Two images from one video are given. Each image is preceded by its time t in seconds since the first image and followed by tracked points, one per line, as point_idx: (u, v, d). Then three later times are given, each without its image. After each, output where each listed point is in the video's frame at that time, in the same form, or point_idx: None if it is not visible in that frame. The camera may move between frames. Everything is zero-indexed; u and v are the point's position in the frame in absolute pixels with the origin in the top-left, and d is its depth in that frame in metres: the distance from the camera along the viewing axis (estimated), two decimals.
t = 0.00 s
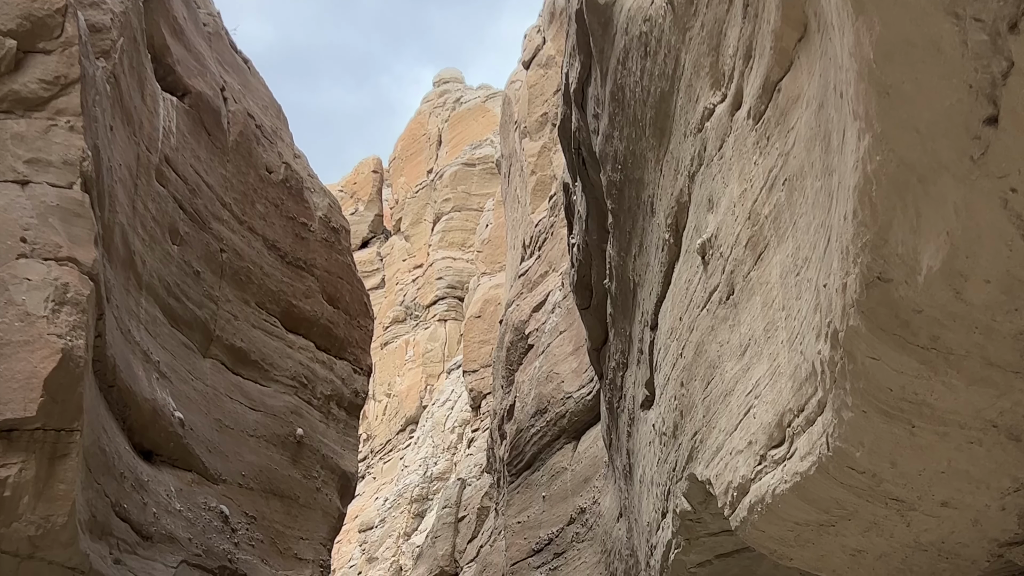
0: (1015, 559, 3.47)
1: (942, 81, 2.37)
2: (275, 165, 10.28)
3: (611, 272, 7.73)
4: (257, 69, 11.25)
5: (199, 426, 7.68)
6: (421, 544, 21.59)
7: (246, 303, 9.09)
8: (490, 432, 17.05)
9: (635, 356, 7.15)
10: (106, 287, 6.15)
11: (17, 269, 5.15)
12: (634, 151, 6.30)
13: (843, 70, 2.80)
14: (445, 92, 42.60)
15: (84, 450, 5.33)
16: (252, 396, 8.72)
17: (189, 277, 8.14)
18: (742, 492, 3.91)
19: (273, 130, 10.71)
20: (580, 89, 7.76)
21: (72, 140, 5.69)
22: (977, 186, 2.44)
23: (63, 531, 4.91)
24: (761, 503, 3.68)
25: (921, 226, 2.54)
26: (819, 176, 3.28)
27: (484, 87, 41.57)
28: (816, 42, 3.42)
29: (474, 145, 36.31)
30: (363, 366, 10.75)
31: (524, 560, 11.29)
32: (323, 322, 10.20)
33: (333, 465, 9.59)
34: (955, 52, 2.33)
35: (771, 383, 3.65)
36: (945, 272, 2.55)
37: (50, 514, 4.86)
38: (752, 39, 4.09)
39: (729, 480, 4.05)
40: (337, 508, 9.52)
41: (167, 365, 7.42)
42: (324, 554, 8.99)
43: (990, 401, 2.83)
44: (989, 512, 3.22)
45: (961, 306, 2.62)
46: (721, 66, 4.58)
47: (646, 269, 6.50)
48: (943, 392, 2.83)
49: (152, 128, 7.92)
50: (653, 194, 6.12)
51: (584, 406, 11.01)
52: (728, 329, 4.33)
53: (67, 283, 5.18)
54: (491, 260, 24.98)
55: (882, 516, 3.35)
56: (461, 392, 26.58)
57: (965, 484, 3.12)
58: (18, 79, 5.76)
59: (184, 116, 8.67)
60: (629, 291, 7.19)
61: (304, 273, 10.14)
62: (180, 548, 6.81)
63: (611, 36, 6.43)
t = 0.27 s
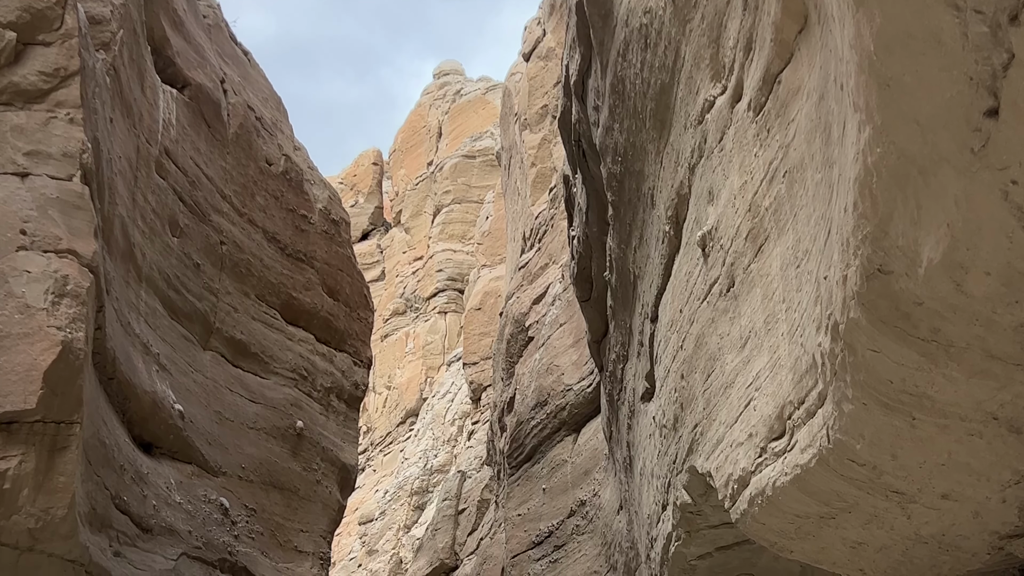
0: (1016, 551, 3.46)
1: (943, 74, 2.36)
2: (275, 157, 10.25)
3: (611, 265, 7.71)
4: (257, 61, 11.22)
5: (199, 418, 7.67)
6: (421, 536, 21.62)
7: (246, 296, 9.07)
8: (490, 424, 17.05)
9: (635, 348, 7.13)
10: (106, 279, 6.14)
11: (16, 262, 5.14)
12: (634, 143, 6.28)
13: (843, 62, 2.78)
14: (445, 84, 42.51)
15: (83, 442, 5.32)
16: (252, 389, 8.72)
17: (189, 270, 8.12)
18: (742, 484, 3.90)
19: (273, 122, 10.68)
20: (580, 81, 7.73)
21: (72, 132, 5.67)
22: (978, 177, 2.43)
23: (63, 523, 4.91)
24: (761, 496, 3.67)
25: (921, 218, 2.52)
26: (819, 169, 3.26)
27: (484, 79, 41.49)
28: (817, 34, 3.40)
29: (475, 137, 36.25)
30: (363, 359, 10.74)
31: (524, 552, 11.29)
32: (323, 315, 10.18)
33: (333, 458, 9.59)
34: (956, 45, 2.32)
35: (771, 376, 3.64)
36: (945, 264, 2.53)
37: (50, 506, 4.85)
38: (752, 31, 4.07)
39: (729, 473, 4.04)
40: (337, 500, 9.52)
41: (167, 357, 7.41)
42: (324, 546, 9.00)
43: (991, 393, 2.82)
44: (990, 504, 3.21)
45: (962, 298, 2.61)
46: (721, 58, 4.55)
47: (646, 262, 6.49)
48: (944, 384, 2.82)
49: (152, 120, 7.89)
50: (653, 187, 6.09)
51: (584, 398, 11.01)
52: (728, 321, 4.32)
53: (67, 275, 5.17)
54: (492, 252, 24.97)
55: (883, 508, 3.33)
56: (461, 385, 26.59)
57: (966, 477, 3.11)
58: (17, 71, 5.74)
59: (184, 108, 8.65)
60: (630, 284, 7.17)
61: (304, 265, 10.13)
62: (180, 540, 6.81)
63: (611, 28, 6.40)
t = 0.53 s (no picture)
0: (1017, 544, 3.45)
1: (943, 66, 2.34)
2: (274, 149, 10.22)
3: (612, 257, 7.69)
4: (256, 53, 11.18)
5: (198, 411, 7.67)
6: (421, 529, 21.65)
7: (246, 288, 9.06)
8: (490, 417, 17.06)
9: (635, 341, 7.12)
10: (106, 271, 6.13)
11: (16, 254, 5.12)
12: (635, 135, 6.25)
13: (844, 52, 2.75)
14: (445, 77, 42.43)
15: (83, 435, 5.32)
16: (252, 381, 8.71)
17: (189, 262, 8.10)
18: (742, 477, 3.89)
19: (273, 114, 10.65)
20: (581, 73, 7.70)
21: (72, 125, 5.65)
22: (979, 169, 2.42)
23: (63, 516, 4.90)
24: (761, 488, 3.66)
25: (922, 210, 2.50)
26: (819, 161, 3.24)
27: (484, 71, 41.40)
28: (817, 25, 3.37)
29: (475, 129, 36.19)
30: (363, 351, 10.73)
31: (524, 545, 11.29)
32: (323, 307, 10.17)
33: (333, 450, 9.59)
34: (957, 36, 2.30)
35: (771, 368, 3.63)
36: (946, 256, 2.52)
37: (49, 498, 4.84)
38: (753, 23, 4.04)
39: (730, 466, 4.04)
40: (337, 492, 9.53)
41: (167, 350, 7.40)
42: (324, 539, 9.01)
43: (992, 386, 2.80)
44: (991, 497, 3.20)
45: (963, 291, 2.59)
46: (722, 49, 4.52)
47: (647, 254, 6.47)
48: (945, 376, 2.80)
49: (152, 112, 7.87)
50: (654, 179, 6.07)
51: (584, 391, 11.01)
52: (729, 314, 4.30)
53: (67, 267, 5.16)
54: (492, 244, 24.96)
55: (884, 501, 3.31)
56: (461, 377, 26.60)
57: (967, 470, 3.09)
58: (17, 64, 5.71)
59: (184, 100, 8.62)
60: (630, 276, 7.15)
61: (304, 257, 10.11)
62: (180, 533, 6.81)
63: (611, 20, 6.37)
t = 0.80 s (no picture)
0: (1017, 536, 3.43)
1: (944, 58, 2.32)
2: (274, 141, 10.19)
3: (612, 249, 7.67)
4: (256, 44, 11.13)
5: (198, 403, 7.66)
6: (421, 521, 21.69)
7: (246, 280, 9.04)
8: (490, 409, 17.07)
9: (636, 334, 7.11)
10: (105, 264, 6.12)
11: (16, 246, 5.11)
12: (635, 127, 6.22)
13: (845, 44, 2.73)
14: (445, 68, 42.34)
15: (83, 427, 5.31)
16: (252, 373, 8.71)
17: (189, 254, 8.09)
18: (743, 469, 3.89)
19: (272, 106, 10.61)
20: (580, 65, 7.66)
21: (72, 117, 5.63)
22: (980, 161, 2.40)
23: (63, 508, 4.90)
24: (762, 480, 3.65)
25: (922, 202, 2.49)
26: (819, 153, 3.22)
27: (484, 63, 41.29)
28: (817, 17, 3.34)
29: (475, 121, 36.12)
30: (363, 343, 10.72)
31: (524, 537, 11.31)
32: (323, 299, 10.16)
33: (333, 442, 9.59)
34: (957, 28, 2.28)
35: (772, 360, 3.62)
36: (946, 248, 2.51)
37: (49, 491, 4.84)
38: (753, 14, 4.01)
39: (730, 458, 4.03)
40: (337, 485, 9.53)
41: (167, 342, 7.39)
42: (324, 531, 9.02)
43: (992, 377, 2.79)
44: (991, 489, 3.18)
45: (963, 282, 2.58)
46: (722, 41, 4.49)
47: (647, 246, 6.45)
48: (946, 369, 2.79)
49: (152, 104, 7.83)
50: (654, 171, 6.05)
51: (584, 383, 11.01)
52: (729, 306, 4.29)
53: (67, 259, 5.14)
54: (492, 236, 24.93)
55: (885, 493, 3.30)
56: (462, 369, 26.61)
57: (967, 462, 3.08)
58: (16, 55, 5.68)
59: (183, 92, 8.59)
60: (630, 268, 7.14)
61: (303, 249, 10.09)
62: (180, 525, 6.81)
63: (611, 11, 6.34)
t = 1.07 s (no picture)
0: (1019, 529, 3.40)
1: (945, 50, 2.30)
2: (274, 133, 10.16)
3: (612, 241, 7.66)
4: (256, 36, 11.09)
5: (198, 395, 7.66)
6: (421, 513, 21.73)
7: (246, 272, 9.02)
8: (490, 401, 17.08)
9: (636, 326, 7.10)
10: (105, 256, 6.11)
11: (16, 238, 5.09)
12: (635, 119, 6.20)
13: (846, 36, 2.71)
14: (445, 60, 42.24)
15: (82, 420, 5.30)
16: (252, 365, 8.70)
17: (189, 246, 8.07)
18: (743, 461, 3.88)
19: (273, 98, 10.58)
20: (581, 57, 7.63)
21: (72, 108, 5.61)
22: (980, 153, 2.38)
23: (63, 500, 4.89)
24: (762, 472, 3.64)
25: (923, 195, 2.47)
26: (820, 145, 3.20)
27: (484, 55, 41.19)
28: (818, 8, 3.32)
29: (475, 113, 36.05)
30: (363, 335, 10.72)
31: (524, 529, 11.32)
32: (323, 291, 10.15)
33: (333, 435, 9.59)
34: (958, 20, 2.26)
35: (773, 352, 3.60)
36: (947, 240, 2.49)
37: (49, 483, 4.83)
38: (753, 6, 3.98)
39: (731, 450, 4.02)
40: (337, 477, 9.53)
41: (167, 334, 7.39)
42: (324, 523, 9.02)
43: (993, 369, 2.77)
44: (992, 482, 3.16)
45: (964, 275, 2.56)
46: (722, 33, 4.46)
47: (647, 238, 6.43)
48: (946, 361, 2.77)
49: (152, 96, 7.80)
50: (654, 163, 6.02)
51: (584, 375, 11.01)
52: (730, 298, 4.27)
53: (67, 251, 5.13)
54: (492, 228, 24.90)
55: (885, 485, 3.28)
56: (462, 361, 26.62)
57: (968, 454, 3.05)
58: (16, 47, 5.66)
59: (183, 83, 8.56)
60: (631, 260, 7.12)
61: (304, 241, 10.07)
62: (180, 518, 6.81)
63: (612, 3, 6.30)
